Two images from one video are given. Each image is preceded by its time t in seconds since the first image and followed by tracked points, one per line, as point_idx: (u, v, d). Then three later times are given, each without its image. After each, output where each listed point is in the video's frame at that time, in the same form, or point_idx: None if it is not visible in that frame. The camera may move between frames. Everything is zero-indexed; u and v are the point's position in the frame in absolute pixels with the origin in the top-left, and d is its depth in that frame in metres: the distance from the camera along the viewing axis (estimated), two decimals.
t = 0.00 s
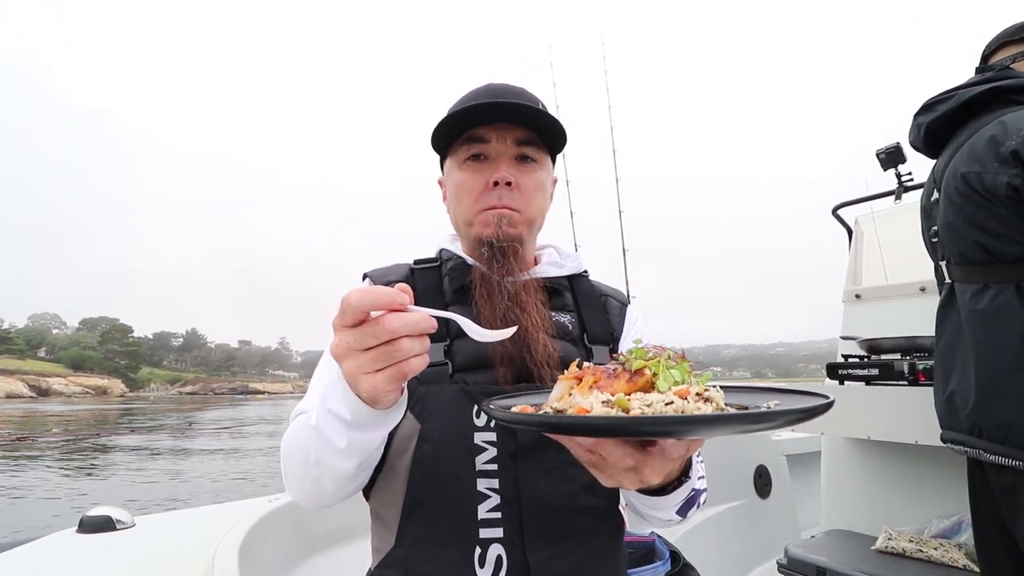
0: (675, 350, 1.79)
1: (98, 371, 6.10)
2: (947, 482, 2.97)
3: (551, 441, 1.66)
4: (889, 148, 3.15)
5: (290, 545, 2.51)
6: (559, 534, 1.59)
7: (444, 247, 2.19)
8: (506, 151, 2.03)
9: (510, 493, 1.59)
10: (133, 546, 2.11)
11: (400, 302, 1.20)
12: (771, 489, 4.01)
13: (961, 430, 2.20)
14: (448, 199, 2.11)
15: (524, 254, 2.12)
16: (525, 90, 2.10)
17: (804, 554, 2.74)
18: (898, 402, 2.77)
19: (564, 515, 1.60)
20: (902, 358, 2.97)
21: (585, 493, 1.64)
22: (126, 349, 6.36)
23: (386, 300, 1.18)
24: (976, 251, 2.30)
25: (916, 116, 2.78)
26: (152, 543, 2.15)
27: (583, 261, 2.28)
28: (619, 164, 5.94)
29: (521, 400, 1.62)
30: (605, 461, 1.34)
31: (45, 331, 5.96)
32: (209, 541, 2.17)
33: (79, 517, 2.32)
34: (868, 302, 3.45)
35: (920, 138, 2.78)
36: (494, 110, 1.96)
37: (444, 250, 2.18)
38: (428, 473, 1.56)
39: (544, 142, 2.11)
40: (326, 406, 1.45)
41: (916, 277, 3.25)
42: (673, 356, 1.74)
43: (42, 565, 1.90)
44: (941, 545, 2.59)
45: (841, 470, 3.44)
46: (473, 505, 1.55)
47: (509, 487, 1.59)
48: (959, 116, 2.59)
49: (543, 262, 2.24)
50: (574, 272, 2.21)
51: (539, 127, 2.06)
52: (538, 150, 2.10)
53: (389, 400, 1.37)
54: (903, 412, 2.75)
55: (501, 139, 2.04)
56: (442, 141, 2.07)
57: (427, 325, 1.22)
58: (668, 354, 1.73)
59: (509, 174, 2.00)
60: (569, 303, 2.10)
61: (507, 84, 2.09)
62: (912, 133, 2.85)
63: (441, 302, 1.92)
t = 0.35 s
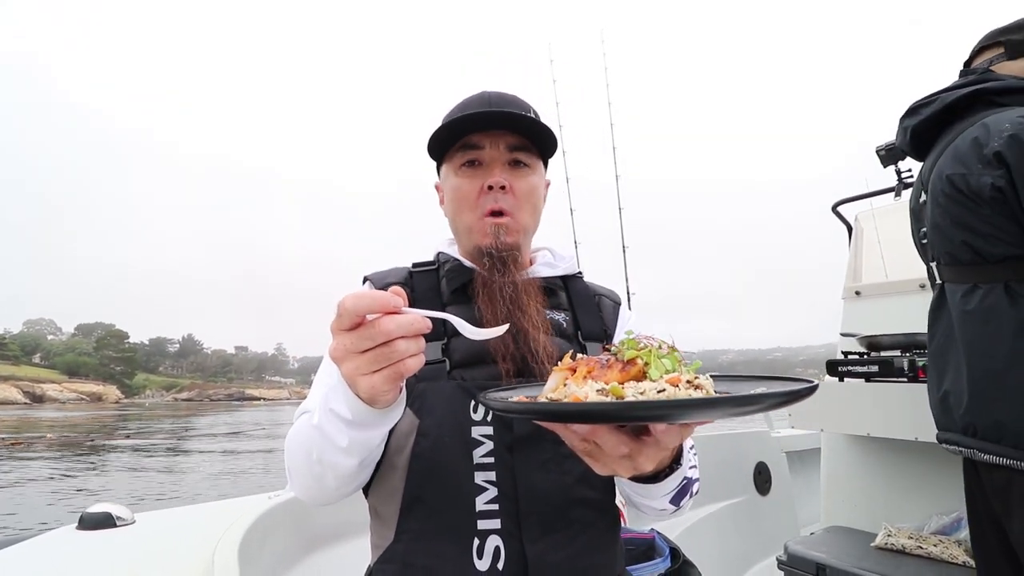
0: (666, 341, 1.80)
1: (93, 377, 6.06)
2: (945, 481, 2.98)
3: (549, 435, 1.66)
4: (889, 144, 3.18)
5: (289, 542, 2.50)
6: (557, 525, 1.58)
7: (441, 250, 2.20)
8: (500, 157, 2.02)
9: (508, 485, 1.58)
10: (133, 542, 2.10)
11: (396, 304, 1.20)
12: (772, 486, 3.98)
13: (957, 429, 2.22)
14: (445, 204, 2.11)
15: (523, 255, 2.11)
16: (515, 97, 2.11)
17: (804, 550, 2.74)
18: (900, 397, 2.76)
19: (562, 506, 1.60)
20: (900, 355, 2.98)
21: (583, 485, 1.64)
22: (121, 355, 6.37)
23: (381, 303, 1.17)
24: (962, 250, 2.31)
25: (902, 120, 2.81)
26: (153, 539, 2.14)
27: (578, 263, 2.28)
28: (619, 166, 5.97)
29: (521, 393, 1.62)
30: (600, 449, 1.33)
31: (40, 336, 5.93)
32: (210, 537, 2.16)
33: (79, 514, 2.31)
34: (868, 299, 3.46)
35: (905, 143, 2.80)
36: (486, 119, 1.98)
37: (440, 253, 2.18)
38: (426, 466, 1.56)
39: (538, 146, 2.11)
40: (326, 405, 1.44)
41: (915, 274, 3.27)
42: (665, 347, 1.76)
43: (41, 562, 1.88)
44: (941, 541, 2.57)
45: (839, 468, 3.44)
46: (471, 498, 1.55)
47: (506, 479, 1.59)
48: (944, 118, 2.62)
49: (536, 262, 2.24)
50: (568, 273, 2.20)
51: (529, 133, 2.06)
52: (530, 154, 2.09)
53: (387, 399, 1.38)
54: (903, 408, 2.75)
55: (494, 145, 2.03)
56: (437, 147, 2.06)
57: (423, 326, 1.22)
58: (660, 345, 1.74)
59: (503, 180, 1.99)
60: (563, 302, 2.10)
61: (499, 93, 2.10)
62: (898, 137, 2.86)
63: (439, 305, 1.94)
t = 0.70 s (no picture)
0: (674, 348, 1.75)
1: (88, 390, 6.01)
2: (944, 486, 2.98)
3: (550, 436, 1.66)
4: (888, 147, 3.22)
5: (288, 541, 2.48)
6: (558, 527, 1.58)
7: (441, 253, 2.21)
8: (512, 171, 1.98)
9: (509, 487, 1.59)
10: (132, 544, 2.08)
11: (383, 295, 1.20)
12: (772, 490, 4.01)
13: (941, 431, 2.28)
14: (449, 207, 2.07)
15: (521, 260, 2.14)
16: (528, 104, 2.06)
17: (804, 553, 2.73)
18: (900, 400, 2.77)
19: (564, 508, 1.60)
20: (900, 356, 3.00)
21: (583, 487, 1.64)
22: (116, 366, 6.34)
23: (370, 291, 1.18)
24: (940, 256, 2.37)
25: (891, 126, 2.84)
26: (153, 542, 2.12)
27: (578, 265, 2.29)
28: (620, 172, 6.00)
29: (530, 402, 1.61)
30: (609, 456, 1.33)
31: (35, 346, 5.90)
32: (210, 539, 2.14)
33: (79, 516, 2.29)
34: (868, 301, 3.48)
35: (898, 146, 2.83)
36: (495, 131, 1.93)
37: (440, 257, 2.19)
38: (427, 467, 1.56)
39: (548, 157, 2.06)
40: (315, 394, 1.46)
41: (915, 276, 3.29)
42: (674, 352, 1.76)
43: (39, 565, 1.87)
44: (941, 544, 2.56)
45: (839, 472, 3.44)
46: (472, 499, 1.55)
47: (508, 480, 1.59)
48: (927, 124, 2.65)
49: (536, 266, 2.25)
50: (568, 275, 2.22)
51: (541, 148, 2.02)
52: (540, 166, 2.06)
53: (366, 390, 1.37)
54: (903, 411, 2.75)
55: (507, 158, 1.98)
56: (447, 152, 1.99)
57: (407, 323, 1.22)
58: (670, 350, 1.74)
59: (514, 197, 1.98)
60: (562, 304, 2.11)
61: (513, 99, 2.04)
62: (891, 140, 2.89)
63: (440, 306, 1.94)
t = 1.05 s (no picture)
0: (683, 354, 1.79)
1: (85, 388, 5.97)
2: (945, 487, 2.98)
3: (551, 440, 1.66)
4: (887, 148, 3.22)
5: (288, 542, 2.47)
6: (559, 532, 1.58)
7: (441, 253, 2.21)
8: (518, 178, 1.98)
9: (509, 491, 1.58)
10: (132, 545, 2.08)
11: (442, 273, 1.17)
12: (772, 491, 4.02)
13: (936, 431, 2.34)
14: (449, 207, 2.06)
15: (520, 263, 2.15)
16: (541, 104, 2.06)
17: (803, 554, 2.73)
18: (900, 401, 2.77)
19: (565, 513, 1.60)
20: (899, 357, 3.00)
21: (584, 491, 1.64)
22: (114, 365, 6.32)
23: (434, 260, 1.16)
24: (931, 260, 2.43)
25: (891, 127, 2.85)
26: (153, 543, 2.11)
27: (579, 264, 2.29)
28: (620, 172, 6.00)
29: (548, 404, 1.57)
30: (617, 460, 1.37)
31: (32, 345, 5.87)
32: (210, 540, 2.13)
33: (78, 516, 2.28)
34: (867, 302, 3.49)
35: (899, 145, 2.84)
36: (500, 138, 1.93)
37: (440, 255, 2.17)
38: (427, 471, 1.56)
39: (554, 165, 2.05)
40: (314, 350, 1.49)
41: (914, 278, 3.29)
42: (683, 359, 1.76)
43: (38, 566, 1.86)
44: (941, 545, 2.57)
45: (839, 473, 3.45)
46: (473, 504, 1.55)
47: (508, 484, 1.59)
48: (926, 125, 2.66)
49: (538, 266, 2.25)
50: (569, 275, 2.22)
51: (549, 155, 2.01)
52: (547, 173, 2.04)
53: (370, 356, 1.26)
54: (902, 412, 2.77)
55: (515, 164, 1.97)
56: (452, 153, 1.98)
57: (448, 308, 1.17)
58: (678, 357, 1.74)
59: (519, 203, 1.97)
60: (563, 304, 2.11)
61: (524, 98, 2.03)
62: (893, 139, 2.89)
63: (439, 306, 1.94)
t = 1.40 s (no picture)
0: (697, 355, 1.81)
1: (83, 379, 6.06)
2: (946, 486, 2.99)
3: (552, 446, 1.66)
4: (888, 149, 3.20)
5: (288, 542, 2.48)
6: (560, 540, 1.58)
7: (442, 249, 2.20)
8: (529, 184, 1.94)
9: (510, 497, 1.58)
10: (133, 546, 2.08)
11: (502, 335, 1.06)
12: (772, 491, 4.03)
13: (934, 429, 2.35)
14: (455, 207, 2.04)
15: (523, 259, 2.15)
16: (553, 103, 2.04)
17: (803, 554, 2.75)
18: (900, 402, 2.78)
19: (566, 519, 1.60)
20: (900, 359, 2.99)
21: (585, 496, 1.64)
22: (113, 356, 6.28)
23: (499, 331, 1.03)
24: (933, 261, 2.43)
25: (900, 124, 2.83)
26: (154, 544, 2.11)
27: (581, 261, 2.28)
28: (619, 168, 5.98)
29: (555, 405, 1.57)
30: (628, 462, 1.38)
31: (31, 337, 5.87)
32: (210, 541, 2.14)
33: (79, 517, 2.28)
34: (867, 303, 3.48)
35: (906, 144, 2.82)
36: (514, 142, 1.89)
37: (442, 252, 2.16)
38: (427, 477, 1.55)
39: (565, 172, 2.01)
40: (323, 378, 1.29)
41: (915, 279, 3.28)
42: (695, 361, 1.74)
43: (40, 568, 1.86)
44: (941, 545, 2.59)
45: (838, 471, 3.46)
46: (474, 512, 1.54)
47: (508, 491, 1.58)
48: (937, 123, 2.63)
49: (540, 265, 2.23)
50: (572, 274, 2.21)
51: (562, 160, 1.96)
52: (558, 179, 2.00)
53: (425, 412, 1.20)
54: (902, 413, 2.77)
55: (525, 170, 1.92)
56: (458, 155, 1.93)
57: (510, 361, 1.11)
58: (690, 359, 1.73)
59: (528, 211, 1.95)
60: (566, 305, 2.11)
61: (536, 96, 2.00)
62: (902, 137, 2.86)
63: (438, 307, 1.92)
